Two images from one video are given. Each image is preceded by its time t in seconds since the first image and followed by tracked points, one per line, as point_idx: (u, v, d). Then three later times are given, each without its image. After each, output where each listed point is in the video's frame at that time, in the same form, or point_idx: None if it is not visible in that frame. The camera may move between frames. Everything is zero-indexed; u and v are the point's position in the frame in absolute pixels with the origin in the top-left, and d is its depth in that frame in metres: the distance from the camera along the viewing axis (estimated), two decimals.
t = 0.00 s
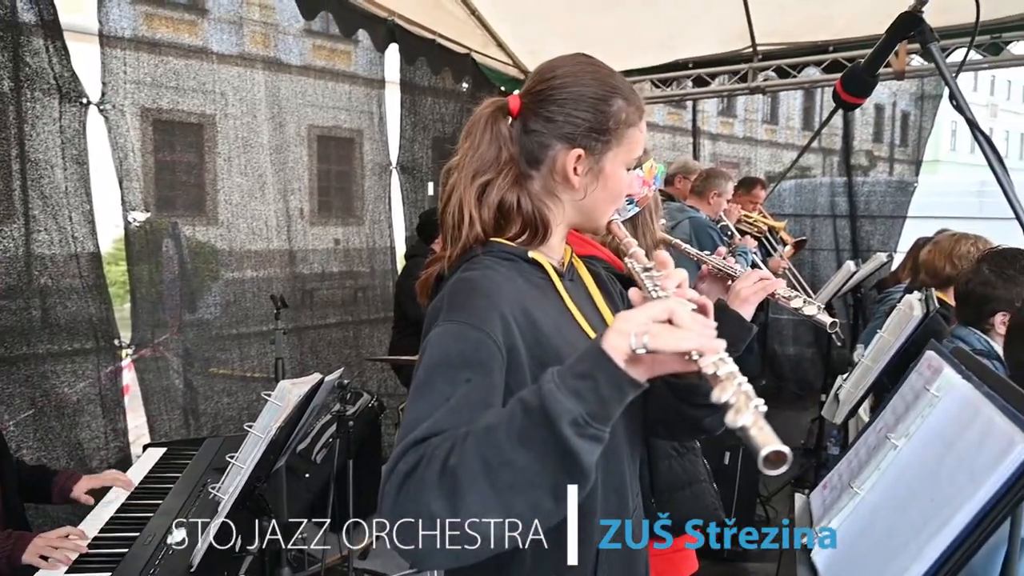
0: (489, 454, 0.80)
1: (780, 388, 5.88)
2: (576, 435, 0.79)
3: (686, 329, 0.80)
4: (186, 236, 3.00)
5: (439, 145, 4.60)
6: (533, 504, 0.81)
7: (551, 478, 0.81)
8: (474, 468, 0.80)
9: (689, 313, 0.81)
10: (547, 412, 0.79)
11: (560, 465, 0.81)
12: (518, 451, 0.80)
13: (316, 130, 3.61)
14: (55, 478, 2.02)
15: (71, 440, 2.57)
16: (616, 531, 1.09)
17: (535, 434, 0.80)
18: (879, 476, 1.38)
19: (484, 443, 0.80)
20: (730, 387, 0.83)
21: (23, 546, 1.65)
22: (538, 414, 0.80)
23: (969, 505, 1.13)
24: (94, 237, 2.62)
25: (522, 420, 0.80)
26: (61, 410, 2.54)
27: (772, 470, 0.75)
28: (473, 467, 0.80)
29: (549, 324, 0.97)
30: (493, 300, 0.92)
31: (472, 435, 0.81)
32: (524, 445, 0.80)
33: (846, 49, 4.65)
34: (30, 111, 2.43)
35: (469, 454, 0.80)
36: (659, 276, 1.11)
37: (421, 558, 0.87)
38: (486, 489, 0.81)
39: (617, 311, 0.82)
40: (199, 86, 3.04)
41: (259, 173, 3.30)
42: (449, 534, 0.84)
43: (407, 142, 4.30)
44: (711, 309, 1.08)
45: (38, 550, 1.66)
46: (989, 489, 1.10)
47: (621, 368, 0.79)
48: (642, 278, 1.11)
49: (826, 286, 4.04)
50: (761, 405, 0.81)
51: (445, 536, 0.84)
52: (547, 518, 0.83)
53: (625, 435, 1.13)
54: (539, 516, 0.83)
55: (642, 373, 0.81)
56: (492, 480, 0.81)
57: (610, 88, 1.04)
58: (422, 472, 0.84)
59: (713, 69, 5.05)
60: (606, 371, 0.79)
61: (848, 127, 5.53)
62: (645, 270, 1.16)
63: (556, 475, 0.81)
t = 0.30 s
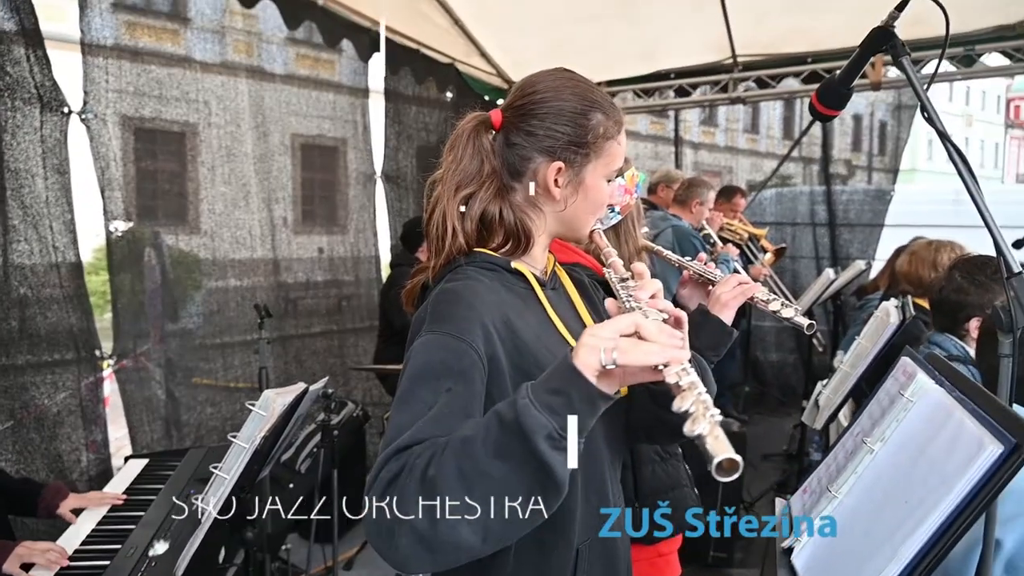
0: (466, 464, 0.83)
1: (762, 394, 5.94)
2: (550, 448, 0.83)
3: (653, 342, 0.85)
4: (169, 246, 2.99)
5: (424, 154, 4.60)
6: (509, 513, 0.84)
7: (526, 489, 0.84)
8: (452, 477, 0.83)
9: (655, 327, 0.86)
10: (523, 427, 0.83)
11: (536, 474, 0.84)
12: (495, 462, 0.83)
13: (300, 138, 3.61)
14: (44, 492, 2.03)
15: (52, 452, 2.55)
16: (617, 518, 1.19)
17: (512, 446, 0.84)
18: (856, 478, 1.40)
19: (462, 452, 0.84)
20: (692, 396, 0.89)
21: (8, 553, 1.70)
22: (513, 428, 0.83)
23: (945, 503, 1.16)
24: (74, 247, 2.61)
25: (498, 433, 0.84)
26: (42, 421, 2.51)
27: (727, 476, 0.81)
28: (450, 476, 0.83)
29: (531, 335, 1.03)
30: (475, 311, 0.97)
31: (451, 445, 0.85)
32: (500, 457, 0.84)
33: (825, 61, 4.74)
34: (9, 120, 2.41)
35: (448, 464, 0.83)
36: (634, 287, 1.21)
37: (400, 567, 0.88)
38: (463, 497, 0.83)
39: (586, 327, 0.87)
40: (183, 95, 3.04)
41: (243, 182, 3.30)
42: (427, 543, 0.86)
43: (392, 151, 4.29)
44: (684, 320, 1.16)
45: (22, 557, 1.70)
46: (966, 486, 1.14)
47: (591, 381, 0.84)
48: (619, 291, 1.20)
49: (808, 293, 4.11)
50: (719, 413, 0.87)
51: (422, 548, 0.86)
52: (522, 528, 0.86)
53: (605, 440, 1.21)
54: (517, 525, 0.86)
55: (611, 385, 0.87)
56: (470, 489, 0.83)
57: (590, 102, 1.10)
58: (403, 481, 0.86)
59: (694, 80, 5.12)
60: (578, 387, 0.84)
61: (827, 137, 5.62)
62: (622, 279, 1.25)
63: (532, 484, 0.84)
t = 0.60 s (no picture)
0: (442, 460, 0.87)
1: (748, 395, 5.98)
2: (518, 440, 0.87)
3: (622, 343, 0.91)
4: (154, 249, 2.98)
5: (411, 156, 4.59)
6: (484, 507, 0.87)
7: (500, 483, 0.87)
8: (428, 473, 0.86)
9: (625, 329, 0.93)
10: (493, 422, 0.86)
11: (508, 470, 0.87)
12: (469, 456, 0.86)
13: (286, 141, 3.59)
14: (29, 499, 2.01)
15: (36, 458, 2.53)
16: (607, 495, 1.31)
17: (485, 441, 0.87)
18: (839, 476, 1.42)
19: (438, 448, 0.87)
20: (656, 397, 0.94)
21: None
22: (485, 422, 0.87)
23: (921, 499, 1.18)
24: (57, 251, 2.58)
25: (472, 427, 0.87)
26: (25, 426, 2.49)
27: (686, 474, 0.83)
28: (427, 472, 0.87)
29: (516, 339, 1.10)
30: (458, 313, 1.03)
31: (429, 442, 0.88)
32: (474, 450, 0.87)
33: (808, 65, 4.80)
34: None
35: (424, 460, 0.87)
36: (611, 289, 1.27)
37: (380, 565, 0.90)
38: (440, 491, 0.86)
39: (559, 328, 0.93)
40: (167, 98, 3.02)
41: (229, 186, 3.28)
42: (407, 541, 0.87)
43: (379, 154, 4.28)
44: (660, 320, 1.23)
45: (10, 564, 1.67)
46: (940, 483, 1.16)
47: (560, 377, 0.89)
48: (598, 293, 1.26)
49: (794, 293, 4.08)
50: (681, 413, 0.91)
51: (403, 544, 0.87)
52: (498, 520, 0.89)
53: (589, 441, 1.25)
54: (493, 520, 0.88)
55: (582, 384, 0.91)
56: (445, 483, 0.86)
57: (570, 108, 1.14)
58: (384, 478, 0.90)
59: (679, 83, 5.15)
60: (548, 383, 0.88)
61: (811, 139, 5.67)
62: (600, 282, 1.32)
63: (504, 479, 0.87)
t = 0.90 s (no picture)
0: (415, 452, 0.89)
1: (732, 396, 6.00)
2: (491, 429, 0.89)
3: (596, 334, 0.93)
4: (134, 250, 2.94)
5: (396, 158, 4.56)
6: (458, 500, 0.90)
7: (474, 475, 0.90)
8: (401, 465, 0.89)
9: (599, 318, 0.96)
10: (467, 412, 0.89)
11: (480, 462, 0.90)
12: (443, 450, 0.89)
13: (268, 142, 3.56)
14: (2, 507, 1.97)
15: (12, 464, 2.47)
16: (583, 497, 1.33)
17: (459, 432, 0.89)
18: (816, 477, 1.43)
19: (411, 441, 0.90)
20: (629, 384, 0.96)
21: None
22: (460, 413, 0.89)
23: (897, 497, 1.19)
24: (33, 254, 2.54)
25: (446, 419, 0.90)
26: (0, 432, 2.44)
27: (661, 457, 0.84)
28: (400, 464, 0.89)
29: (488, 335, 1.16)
30: (432, 311, 1.09)
31: (402, 436, 0.91)
32: (448, 442, 0.89)
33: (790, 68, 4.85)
34: None
35: (397, 452, 0.90)
36: (586, 286, 1.31)
37: (352, 560, 0.92)
38: (412, 485, 0.89)
39: (534, 319, 0.95)
40: (148, 98, 2.99)
41: (210, 186, 3.25)
42: (378, 535, 0.90)
43: (363, 155, 4.24)
44: (634, 315, 1.25)
45: None
46: (918, 479, 1.17)
47: (535, 367, 0.91)
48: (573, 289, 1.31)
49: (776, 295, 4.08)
50: (655, 399, 0.93)
51: (374, 539, 0.90)
52: (471, 513, 0.91)
53: (564, 439, 1.25)
54: (467, 514, 0.91)
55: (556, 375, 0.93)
56: (418, 476, 0.89)
57: (547, 111, 1.24)
58: (357, 472, 0.93)
59: (662, 85, 5.17)
60: (522, 373, 0.91)
61: (794, 142, 5.72)
62: (575, 280, 1.36)
63: (477, 473, 0.90)
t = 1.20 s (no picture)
0: (397, 466, 0.89)
1: (717, 396, 6.03)
2: (475, 448, 0.88)
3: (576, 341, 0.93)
4: (115, 251, 2.90)
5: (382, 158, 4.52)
6: (439, 514, 0.89)
7: (456, 489, 0.89)
8: (382, 478, 0.88)
9: (577, 326, 0.95)
10: (451, 431, 0.88)
11: (463, 476, 0.89)
12: (426, 464, 0.88)
13: (252, 142, 3.53)
14: None
15: None
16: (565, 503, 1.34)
17: (442, 449, 0.89)
18: (797, 479, 1.43)
19: (395, 457, 0.89)
20: (609, 390, 0.95)
21: None
22: (443, 431, 0.89)
23: (874, 502, 1.20)
24: (10, 253, 2.49)
25: (429, 435, 0.89)
26: None
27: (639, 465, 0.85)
28: (382, 477, 0.89)
29: (471, 344, 1.16)
30: (413, 316, 1.08)
31: (384, 448, 0.90)
32: (431, 458, 0.89)
33: (773, 70, 4.87)
34: None
35: (378, 464, 0.89)
36: (568, 288, 1.30)
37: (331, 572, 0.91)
38: (394, 499, 0.88)
39: (513, 331, 0.94)
40: (128, 98, 2.95)
41: (192, 187, 3.22)
42: (357, 549, 0.89)
43: (348, 156, 4.19)
44: (617, 317, 1.27)
45: None
46: (896, 483, 1.18)
47: (517, 381, 0.90)
48: (555, 291, 1.30)
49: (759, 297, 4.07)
50: (633, 405, 0.93)
51: (353, 551, 0.89)
52: (453, 528, 0.90)
53: (546, 448, 1.25)
54: (449, 527, 0.90)
55: (539, 387, 0.92)
56: (400, 490, 0.88)
57: (527, 110, 1.24)
58: (336, 482, 0.92)
59: (648, 87, 5.18)
60: (504, 390, 0.90)
61: (778, 144, 5.76)
62: (558, 282, 1.34)
63: (460, 489, 0.89)
